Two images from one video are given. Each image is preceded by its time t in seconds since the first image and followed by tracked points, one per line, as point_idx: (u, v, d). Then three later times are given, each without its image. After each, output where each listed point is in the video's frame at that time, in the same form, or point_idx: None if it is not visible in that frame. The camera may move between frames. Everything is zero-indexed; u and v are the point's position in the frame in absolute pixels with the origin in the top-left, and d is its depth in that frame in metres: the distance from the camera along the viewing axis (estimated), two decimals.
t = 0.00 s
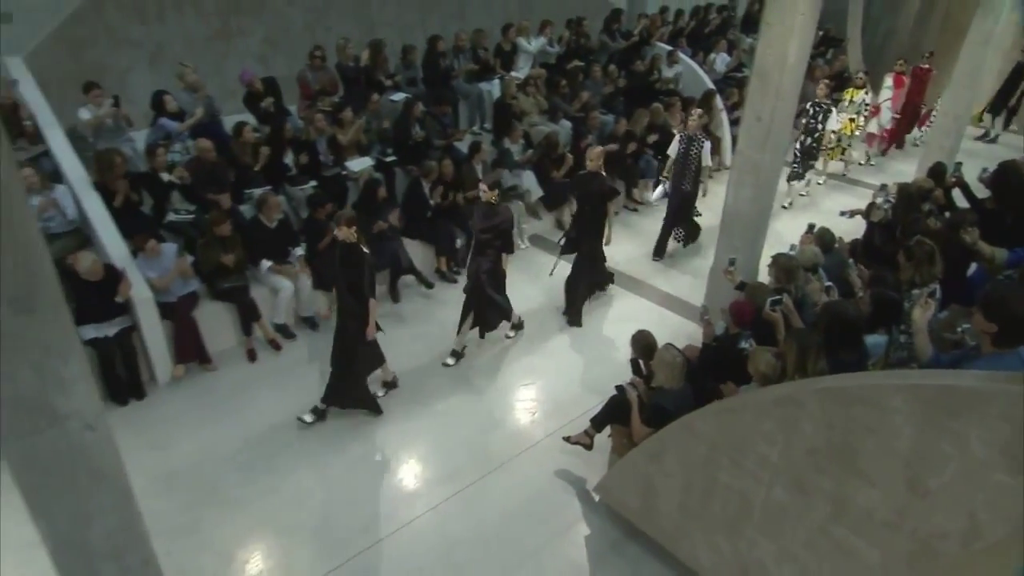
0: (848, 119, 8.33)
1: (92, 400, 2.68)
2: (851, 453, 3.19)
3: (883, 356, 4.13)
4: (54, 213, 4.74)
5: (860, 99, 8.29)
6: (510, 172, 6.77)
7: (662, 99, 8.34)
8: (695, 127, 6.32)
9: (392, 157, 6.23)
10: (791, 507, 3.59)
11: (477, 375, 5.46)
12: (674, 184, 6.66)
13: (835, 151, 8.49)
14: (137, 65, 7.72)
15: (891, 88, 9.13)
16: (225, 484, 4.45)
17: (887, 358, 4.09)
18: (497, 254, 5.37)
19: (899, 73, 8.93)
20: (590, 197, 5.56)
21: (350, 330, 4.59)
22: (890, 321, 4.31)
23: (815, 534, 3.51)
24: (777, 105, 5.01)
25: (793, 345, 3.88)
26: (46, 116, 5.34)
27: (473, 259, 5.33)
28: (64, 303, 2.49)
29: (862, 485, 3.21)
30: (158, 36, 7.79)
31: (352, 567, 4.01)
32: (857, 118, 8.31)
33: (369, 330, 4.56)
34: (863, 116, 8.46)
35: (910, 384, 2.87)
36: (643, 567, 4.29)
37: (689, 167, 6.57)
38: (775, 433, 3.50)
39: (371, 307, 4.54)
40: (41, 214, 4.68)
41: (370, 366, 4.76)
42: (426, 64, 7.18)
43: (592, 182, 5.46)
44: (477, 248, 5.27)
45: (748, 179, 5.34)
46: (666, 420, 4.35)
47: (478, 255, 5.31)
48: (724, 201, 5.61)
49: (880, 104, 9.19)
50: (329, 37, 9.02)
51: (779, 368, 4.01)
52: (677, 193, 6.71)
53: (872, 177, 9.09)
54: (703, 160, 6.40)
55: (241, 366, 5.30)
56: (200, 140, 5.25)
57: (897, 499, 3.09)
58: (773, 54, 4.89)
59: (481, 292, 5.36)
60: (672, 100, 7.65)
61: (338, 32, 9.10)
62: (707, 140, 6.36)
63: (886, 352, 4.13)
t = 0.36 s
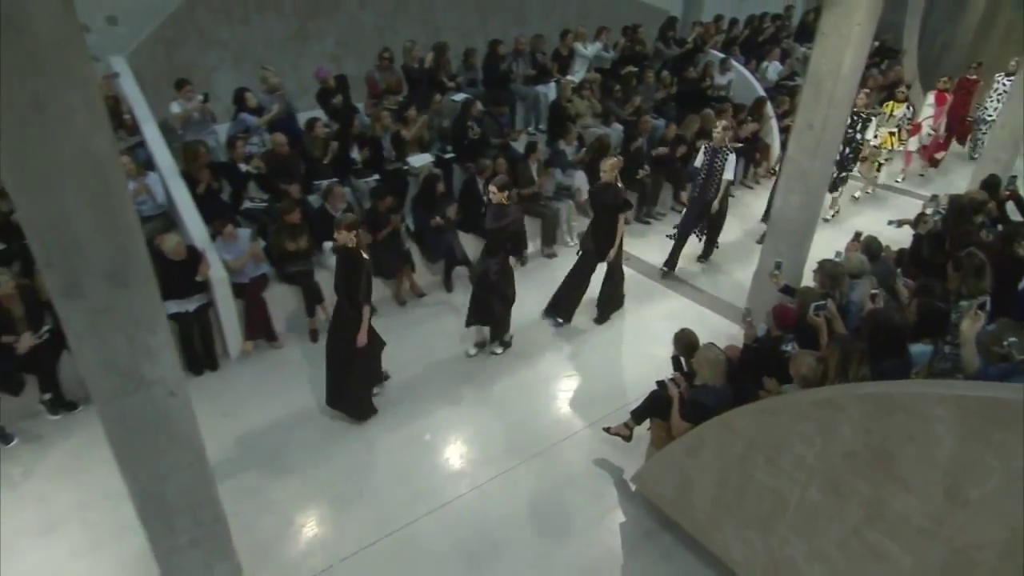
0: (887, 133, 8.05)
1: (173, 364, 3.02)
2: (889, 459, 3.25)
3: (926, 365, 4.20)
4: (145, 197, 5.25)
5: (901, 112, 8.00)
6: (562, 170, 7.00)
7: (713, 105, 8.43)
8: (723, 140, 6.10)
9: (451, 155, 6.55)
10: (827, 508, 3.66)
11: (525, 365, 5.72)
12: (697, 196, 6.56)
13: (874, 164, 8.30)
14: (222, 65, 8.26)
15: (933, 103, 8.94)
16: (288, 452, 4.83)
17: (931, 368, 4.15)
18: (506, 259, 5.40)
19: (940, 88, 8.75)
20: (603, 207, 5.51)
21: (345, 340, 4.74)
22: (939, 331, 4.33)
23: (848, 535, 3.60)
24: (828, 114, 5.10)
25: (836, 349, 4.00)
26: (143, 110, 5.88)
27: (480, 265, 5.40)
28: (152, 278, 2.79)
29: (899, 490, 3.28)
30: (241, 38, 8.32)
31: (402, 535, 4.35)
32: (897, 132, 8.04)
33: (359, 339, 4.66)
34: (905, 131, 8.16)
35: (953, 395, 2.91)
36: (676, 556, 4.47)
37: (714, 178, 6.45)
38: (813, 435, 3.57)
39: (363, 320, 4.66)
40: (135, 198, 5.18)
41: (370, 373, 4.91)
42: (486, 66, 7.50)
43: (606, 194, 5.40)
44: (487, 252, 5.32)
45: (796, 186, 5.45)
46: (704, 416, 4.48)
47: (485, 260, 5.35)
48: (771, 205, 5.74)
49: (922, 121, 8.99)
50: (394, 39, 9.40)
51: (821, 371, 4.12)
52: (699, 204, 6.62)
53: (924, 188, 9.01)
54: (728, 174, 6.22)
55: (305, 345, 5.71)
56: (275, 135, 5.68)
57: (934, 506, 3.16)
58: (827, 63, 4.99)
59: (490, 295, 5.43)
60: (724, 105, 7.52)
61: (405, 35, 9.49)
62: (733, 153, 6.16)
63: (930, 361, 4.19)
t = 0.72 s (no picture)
0: (931, 147, 8.06)
1: (246, 341, 3.12)
2: (932, 469, 3.21)
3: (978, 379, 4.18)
4: (224, 181, 5.67)
5: (948, 125, 8.02)
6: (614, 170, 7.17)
7: (768, 110, 8.44)
8: (746, 150, 6.01)
9: (507, 151, 6.80)
10: (866, 513, 3.67)
11: (570, 357, 5.92)
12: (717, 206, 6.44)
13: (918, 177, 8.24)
14: (297, 61, 8.72)
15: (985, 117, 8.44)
16: (342, 429, 5.14)
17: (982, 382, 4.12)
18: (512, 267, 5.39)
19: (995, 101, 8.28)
20: (617, 214, 5.47)
21: (346, 340, 4.87)
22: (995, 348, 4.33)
23: (885, 542, 3.59)
24: (887, 123, 5.11)
25: (885, 358, 4.00)
26: (225, 102, 6.31)
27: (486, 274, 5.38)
28: (231, 261, 2.90)
29: (942, 502, 3.24)
30: (316, 37, 8.75)
31: (444, 512, 4.58)
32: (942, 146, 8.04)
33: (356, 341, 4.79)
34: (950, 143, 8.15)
35: (1007, 409, 2.84)
36: (709, 550, 4.58)
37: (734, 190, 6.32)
38: (856, 442, 3.58)
39: (363, 322, 4.78)
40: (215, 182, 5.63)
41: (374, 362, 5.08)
42: (545, 67, 7.72)
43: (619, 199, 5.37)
44: (495, 262, 5.26)
45: (850, 193, 5.49)
46: (745, 415, 4.55)
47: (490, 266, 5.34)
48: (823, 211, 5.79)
49: (972, 134, 8.55)
50: (458, 39, 9.68)
51: (868, 377, 4.12)
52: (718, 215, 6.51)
53: (984, 200, 8.85)
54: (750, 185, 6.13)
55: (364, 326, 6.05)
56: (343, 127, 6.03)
57: (978, 520, 3.11)
58: (889, 71, 5.00)
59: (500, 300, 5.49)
60: (779, 111, 7.53)
61: (469, 35, 9.78)
62: (756, 163, 6.06)
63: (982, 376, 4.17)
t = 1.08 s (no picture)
0: (982, 168, 7.80)
1: (311, 319, 3.33)
2: (986, 489, 3.17)
3: None
4: (299, 169, 6.08)
5: (1003, 145, 7.68)
6: (670, 173, 7.26)
7: (830, 118, 8.36)
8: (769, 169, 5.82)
9: (565, 150, 7.00)
10: (913, 529, 3.62)
11: (616, 355, 6.05)
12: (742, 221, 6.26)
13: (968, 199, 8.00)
14: (368, 58, 9.09)
15: None
16: (395, 410, 5.40)
17: None
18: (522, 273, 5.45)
19: None
20: (633, 228, 5.46)
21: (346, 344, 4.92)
22: None
23: (929, 558, 3.57)
24: (957, 134, 5.05)
25: (942, 375, 3.92)
26: (302, 95, 6.69)
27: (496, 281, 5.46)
28: (302, 243, 3.11)
29: (992, 523, 3.19)
30: (387, 35, 9.09)
31: (488, 495, 4.78)
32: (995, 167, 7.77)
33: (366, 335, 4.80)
34: (1004, 164, 7.84)
35: None
36: (746, 551, 4.64)
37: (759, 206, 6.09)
38: (905, 456, 3.55)
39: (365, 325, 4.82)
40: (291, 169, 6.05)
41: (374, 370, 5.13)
42: (607, 70, 7.85)
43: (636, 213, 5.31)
44: (505, 268, 5.35)
45: (912, 204, 5.43)
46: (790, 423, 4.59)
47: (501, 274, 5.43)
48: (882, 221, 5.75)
49: None
50: (522, 40, 9.89)
51: (922, 394, 4.05)
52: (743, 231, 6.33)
53: None
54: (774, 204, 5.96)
55: (419, 313, 6.33)
56: (411, 122, 6.39)
57: None
58: (962, 82, 4.94)
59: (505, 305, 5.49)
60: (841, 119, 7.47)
61: (534, 36, 9.96)
62: (779, 181, 5.89)
63: None
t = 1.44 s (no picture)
0: None
1: (369, 303, 3.56)
2: None
3: None
4: (363, 158, 6.38)
5: None
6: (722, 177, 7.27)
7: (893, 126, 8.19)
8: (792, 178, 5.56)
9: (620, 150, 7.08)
10: (958, 550, 3.58)
11: (660, 354, 6.11)
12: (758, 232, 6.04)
13: None
14: (432, 54, 9.36)
15: None
16: (442, 395, 5.62)
17: None
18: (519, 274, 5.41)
19: None
20: (643, 234, 5.49)
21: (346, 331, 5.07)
22: None
23: None
24: None
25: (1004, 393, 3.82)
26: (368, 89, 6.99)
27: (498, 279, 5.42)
28: (363, 227, 3.33)
29: None
30: (451, 33, 9.33)
31: (527, 482, 4.94)
32: None
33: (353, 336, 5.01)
34: None
35: None
36: (782, 557, 4.65)
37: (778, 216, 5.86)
38: (957, 474, 3.50)
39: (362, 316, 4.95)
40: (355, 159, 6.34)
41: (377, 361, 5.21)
42: (665, 71, 7.89)
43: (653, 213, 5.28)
44: (504, 266, 5.30)
45: (978, 216, 5.28)
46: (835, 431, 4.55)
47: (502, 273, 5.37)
48: (946, 232, 5.62)
49: None
50: (583, 40, 9.98)
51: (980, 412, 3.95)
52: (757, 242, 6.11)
53: None
54: (795, 215, 5.68)
55: (469, 302, 6.55)
56: (470, 118, 6.59)
57: None
58: None
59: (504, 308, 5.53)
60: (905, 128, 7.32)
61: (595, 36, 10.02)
62: (802, 191, 5.61)
63: None
